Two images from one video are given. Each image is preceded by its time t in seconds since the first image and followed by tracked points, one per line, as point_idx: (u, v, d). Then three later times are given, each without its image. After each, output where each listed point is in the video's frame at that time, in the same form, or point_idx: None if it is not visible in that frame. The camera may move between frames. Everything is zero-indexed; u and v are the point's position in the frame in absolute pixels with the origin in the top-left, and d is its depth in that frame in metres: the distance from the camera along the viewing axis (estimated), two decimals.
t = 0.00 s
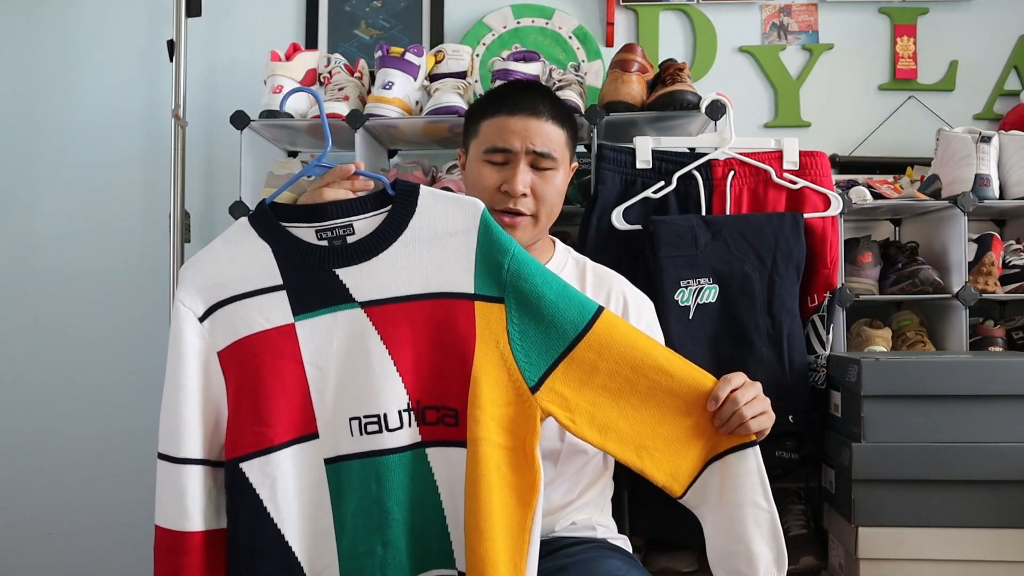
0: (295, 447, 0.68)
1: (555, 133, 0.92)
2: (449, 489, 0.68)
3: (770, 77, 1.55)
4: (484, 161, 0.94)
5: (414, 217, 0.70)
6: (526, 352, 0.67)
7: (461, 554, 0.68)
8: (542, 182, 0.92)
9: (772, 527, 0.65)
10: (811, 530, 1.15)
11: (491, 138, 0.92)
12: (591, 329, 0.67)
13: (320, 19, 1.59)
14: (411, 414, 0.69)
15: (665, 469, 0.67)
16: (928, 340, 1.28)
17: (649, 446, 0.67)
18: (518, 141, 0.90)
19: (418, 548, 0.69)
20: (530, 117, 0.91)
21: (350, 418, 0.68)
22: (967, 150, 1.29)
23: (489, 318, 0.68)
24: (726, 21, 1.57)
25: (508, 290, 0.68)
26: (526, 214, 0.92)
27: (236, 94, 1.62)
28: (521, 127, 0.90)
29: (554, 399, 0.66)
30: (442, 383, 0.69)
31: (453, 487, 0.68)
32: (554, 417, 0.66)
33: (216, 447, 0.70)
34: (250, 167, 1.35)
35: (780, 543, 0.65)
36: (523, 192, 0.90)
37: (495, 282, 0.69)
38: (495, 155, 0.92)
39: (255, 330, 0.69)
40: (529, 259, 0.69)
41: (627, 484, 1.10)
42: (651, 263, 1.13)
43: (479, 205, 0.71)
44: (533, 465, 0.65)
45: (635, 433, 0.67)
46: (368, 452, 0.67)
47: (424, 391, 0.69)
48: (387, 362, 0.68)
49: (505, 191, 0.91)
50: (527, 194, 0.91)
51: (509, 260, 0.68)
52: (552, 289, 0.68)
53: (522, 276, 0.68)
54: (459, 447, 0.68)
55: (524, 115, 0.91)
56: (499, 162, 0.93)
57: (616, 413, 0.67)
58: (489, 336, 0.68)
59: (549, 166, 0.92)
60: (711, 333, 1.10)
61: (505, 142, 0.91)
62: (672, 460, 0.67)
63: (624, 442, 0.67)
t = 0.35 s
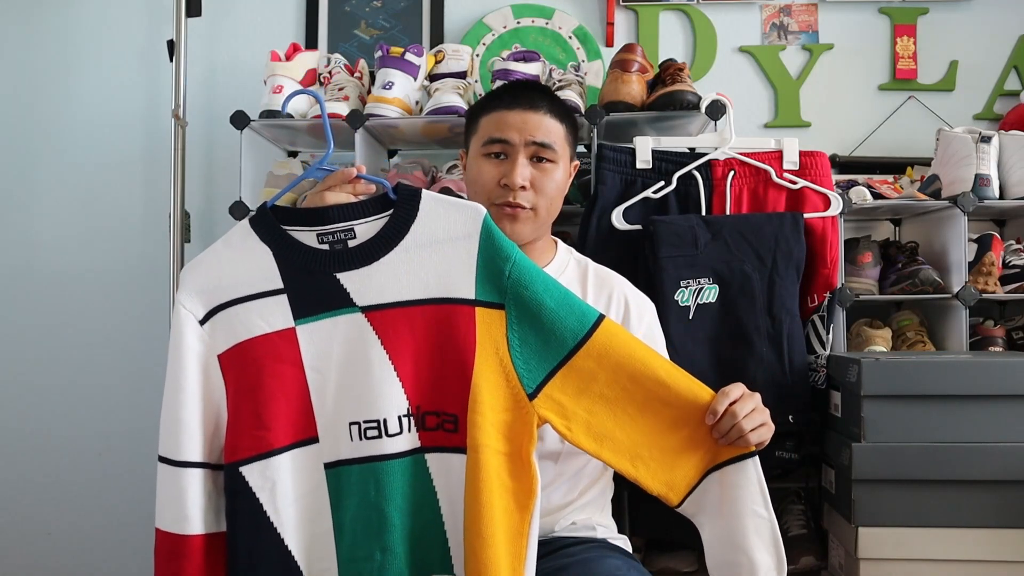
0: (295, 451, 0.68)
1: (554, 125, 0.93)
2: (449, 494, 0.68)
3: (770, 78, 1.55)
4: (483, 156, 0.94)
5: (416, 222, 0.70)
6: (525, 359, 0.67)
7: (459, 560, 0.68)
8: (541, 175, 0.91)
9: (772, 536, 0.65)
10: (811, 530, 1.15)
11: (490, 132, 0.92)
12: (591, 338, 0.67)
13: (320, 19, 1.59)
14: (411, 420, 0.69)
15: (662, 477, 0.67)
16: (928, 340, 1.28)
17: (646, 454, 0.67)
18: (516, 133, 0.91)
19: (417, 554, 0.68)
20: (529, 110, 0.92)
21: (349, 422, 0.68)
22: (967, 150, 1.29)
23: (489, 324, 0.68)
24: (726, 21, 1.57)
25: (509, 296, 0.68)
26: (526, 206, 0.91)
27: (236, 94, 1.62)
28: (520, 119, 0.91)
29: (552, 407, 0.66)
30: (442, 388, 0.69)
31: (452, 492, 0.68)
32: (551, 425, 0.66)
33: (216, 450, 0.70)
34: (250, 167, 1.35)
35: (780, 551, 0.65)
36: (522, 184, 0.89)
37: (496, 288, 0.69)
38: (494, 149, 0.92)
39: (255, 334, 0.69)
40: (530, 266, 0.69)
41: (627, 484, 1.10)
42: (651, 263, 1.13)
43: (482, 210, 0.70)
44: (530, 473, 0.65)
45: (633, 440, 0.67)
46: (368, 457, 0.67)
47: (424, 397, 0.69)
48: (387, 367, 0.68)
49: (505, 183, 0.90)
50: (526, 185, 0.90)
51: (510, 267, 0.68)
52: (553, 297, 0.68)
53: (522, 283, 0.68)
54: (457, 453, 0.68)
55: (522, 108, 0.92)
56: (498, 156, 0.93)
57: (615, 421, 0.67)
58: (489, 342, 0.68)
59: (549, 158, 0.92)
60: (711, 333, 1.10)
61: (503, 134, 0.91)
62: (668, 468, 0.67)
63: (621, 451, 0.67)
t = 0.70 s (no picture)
0: (291, 434, 0.68)
1: (555, 118, 0.93)
2: (446, 477, 0.68)
3: (770, 77, 1.55)
4: (485, 149, 0.94)
5: (415, 205, 0.70)
6: (525, 341, 0.67)
7: (457, 541, 0.68)
8: (543, 165, 0.91)
9: (774, 515, 0.65)
10: (811, 530, 1.15)
11: (491, 124, 0.93)
12: (591, 320, 0.67)
13: (320, 19, 1.59)
14: (409, 403, 0.69)
15: (661, 461, 0.67)
16: (928, 340, 1.28)
17: (644, 438, 0.67)
18: (517, 123, 0.91)
19: (416, 550, 0.69)
20: (529, 103, 0.93)
21: (346, 407, 0.68)
22: (967, 150, 1.29)
23: (488, 307, 0.68)
24: (726, 21, 1.57)
25: (509, 279, 0.68)
26: (527, 195, 0.90)
27: (236, 94, 1.62)
28: (521, 110, 0.92)
29: (552, 389, 0.66)
30: (440, 371, 0.69)
31: (450, 475, 0.68)
32: (551, 407, 0.66)
33: (211, 433, 0.70)
34: (250, 167, 1.35)
35: (782, 531, 0.65)
36: (523, 172, 0.89)
37: (496, 271, 0.69)
38: (495, 141, 0.93)
39: (251, 316, 0.69)
40: (530, 248, 0.69)
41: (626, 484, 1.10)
42: (651, 263, 1.13)
43: (481, 194, 0.70)
44: (530, 455, 0.65)
45: (631, 424, 0.67)
46: (362, 442, 0.67)
47: (422, 379, 0.69)
48: (386, 350, 0.68)
49: (506, 171, 0.90)
50: (528, 174, 0.90)
51: (510, 250, 0.68)
52: (552, 280, 0.68)
53: (522, 266, 0.68)
54: (456, 435, 0.68)
55: (524, 101, 0.93)
56: (499, 149, 0.93)
57: (613, 404, 0.67)
58: (488, 326, 0.68)
59: (550, 149, 0.92)
60: (711, 333, 1.10)
61: (504, 125, 0.92)
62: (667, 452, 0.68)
63: (620, 434, 0.67)
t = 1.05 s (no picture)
0: (295, 438, 0.68)
1: (558, 120, 0.93)
2: (447, 484, 0.68)
3: (770, 78, 1.55)
4: (488, 150, 0.93)
5: (421, 213, 0.71)
6: (528, 350, 0.67)
7: (457, 553, 0.68)
8: (546, 168, 0.91)
9: (777, 526, 0.65)
10: (811, 530, 1.15)
11: (495, 125, 0.93)
12: (593, 331, 0.67)
13: (320, 19, 1.59)
14: (412, 409, 0.69)
15: (663, 470, 0.67)
16: (928, 340, 1.28)
17: (647, 447, 0.67)
18: (521, 125, 0.91)
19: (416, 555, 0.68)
20: (534, 104, 0.93)
21: (349, 412, 0.68)
22: (967, 150, 1.29)
23: (492, 316, 0.68)
24: (726, 21, 1.57)
25: (512, 289, 0.68)
26: (530, 198, 0.90)
27: (236, 93, 1.62)
28: (525, 112, 0.92)
29: (553, 399, 0.67)
30: (444, 378, 0.69)
31: (451, 483, 0.68)
32: (552, 416, 0.66)
33: (216, 436, 0.70)
34: (250, 167, 1.35)
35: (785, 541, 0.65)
36: (527, 175, 0.89)
37: (500, 279, 0.69)
38: (498, 142, 0.92)
39: (258, 320, 0.68)
40: (535, 258, 0.69)
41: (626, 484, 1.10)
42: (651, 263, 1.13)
43: (487, 202, 0.71)
44: (531, 463, 0.65)
45: (633, 434, 0.67)
46: (365, 447, 0.67)
47: (425, 386, 0.69)
48: (390, 356, 0.68)
49: (509, 174, 0.90)
50: (531, 177, 0.90)
51: (514, 259, 0.68)
52: (556, 290, 0.68)
53: (526, 275, 0.68)
54: (459, 444, 0.68)
55: (529, 102, 0.93)
56: (502, 150, 0.93)
57: (617, 413, 0.67)
58: (492, 334, 0.68)
59: (553, 152, 0.92)
60: (711, 332, 1.10)
61: (508, 126, 0.91)
62: (669, 460, 0.68)
63: (622, 444, 0.67)
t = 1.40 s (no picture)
0: (302, 443, 0.68)
1: (548, 131, 0.92)
2: (456, 481, 0.68)
3: (770, 78, 1.55)
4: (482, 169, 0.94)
5: (419, 211, 0.71)
6: (532, 344, 0.67)
7: (469, 548, 0.68)
8: (542, 181, 0.91)
9: (784, 513, 0.65)
10: (811, 530, 1.15)
11: (485, 146, 0.92)
12: (596, 322, 0.67)
13: (319, 19, 1.59)
14: (420, 409, 0.69)
15: (672, 461, 0.67)
16: (928, 340, 1.28)
17: (655, 439, 0.67)
18: (511, 144, 0.90)
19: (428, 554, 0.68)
20: (520, 117, 0.91)
21: (356, 414, 0.68)
22: (967, 150, 1.29)
23: (495, 312, 0.68)
24: (726, 21, 1.57)
25: (513, 284, 0.68)
26: (530, 215, 0.92)
27: (236, 94, 1.62)
28: (513, 131, 0.91)
29: (560, 391, 0.66)
30: (451, 379, 0.69)
31: (461, 481, 0.68)
32: (560, 409, 0.65)
33: (221, 444, 0.70)
34: (250, 167, 1.35)
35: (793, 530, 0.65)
36: (524, 195, 0.90)
37: (501, 275, 0.68)
38: (491, 163, 0.92)
39: (261, 327, 0.69)
40: (534, 252, 0.69)
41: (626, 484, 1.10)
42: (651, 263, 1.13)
43: (483, 199, 0.70)
44: (541, 455, 0.64)
45: (641, 426, 0.67)
46: (373, 448, 0.68)
47: (431, 386, 0.69)
48: (394, 357, 0.68)
49: (506, 196, 0.91)
50: (527, 195, 0.91)
51: (514, 254, 0.68)
52: (558, 282, 0.68)
53: (527, 270, 0.68)
54: (467, 440, 0.68)
55: (515, 116, 0.92)
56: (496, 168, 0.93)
57: (623, 405, 0.67)
58: (496, 330, 0.68)
59: (547, 165, 0.92)
60: (711, 333, 1.10)
61: (498, 147, 0.91)
62: (678, 451, 0.67)
63: (631, 434, 0.67)
